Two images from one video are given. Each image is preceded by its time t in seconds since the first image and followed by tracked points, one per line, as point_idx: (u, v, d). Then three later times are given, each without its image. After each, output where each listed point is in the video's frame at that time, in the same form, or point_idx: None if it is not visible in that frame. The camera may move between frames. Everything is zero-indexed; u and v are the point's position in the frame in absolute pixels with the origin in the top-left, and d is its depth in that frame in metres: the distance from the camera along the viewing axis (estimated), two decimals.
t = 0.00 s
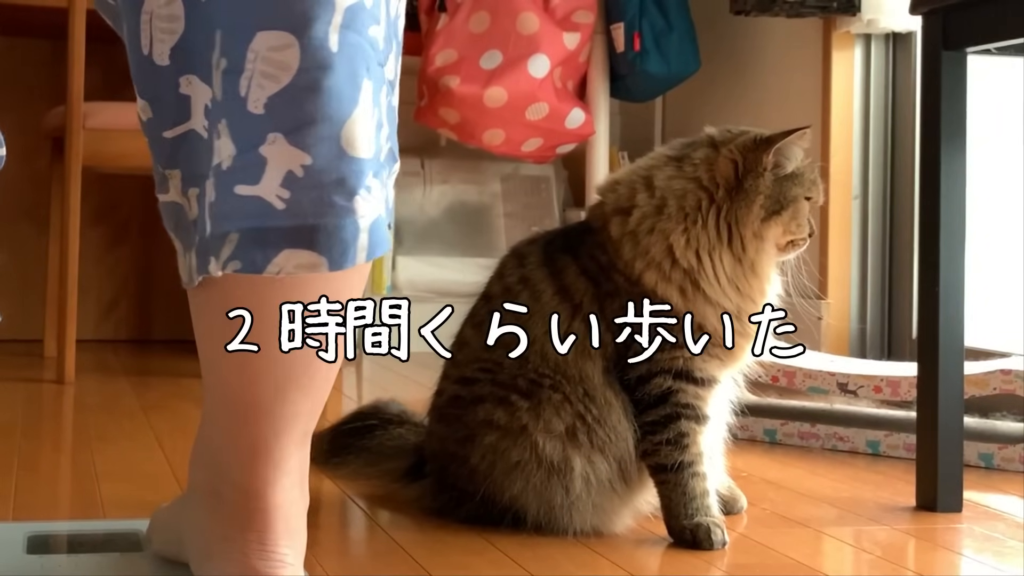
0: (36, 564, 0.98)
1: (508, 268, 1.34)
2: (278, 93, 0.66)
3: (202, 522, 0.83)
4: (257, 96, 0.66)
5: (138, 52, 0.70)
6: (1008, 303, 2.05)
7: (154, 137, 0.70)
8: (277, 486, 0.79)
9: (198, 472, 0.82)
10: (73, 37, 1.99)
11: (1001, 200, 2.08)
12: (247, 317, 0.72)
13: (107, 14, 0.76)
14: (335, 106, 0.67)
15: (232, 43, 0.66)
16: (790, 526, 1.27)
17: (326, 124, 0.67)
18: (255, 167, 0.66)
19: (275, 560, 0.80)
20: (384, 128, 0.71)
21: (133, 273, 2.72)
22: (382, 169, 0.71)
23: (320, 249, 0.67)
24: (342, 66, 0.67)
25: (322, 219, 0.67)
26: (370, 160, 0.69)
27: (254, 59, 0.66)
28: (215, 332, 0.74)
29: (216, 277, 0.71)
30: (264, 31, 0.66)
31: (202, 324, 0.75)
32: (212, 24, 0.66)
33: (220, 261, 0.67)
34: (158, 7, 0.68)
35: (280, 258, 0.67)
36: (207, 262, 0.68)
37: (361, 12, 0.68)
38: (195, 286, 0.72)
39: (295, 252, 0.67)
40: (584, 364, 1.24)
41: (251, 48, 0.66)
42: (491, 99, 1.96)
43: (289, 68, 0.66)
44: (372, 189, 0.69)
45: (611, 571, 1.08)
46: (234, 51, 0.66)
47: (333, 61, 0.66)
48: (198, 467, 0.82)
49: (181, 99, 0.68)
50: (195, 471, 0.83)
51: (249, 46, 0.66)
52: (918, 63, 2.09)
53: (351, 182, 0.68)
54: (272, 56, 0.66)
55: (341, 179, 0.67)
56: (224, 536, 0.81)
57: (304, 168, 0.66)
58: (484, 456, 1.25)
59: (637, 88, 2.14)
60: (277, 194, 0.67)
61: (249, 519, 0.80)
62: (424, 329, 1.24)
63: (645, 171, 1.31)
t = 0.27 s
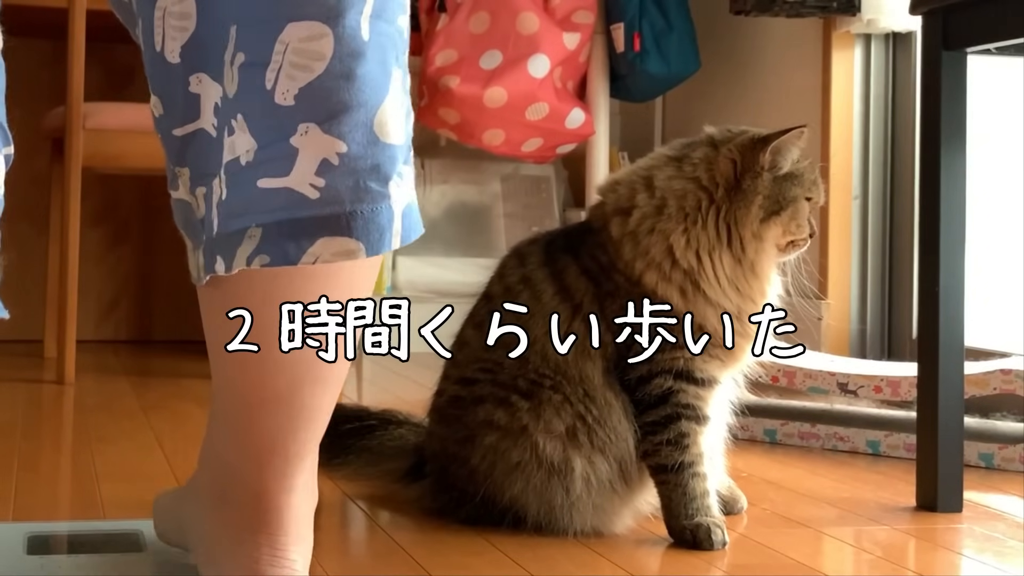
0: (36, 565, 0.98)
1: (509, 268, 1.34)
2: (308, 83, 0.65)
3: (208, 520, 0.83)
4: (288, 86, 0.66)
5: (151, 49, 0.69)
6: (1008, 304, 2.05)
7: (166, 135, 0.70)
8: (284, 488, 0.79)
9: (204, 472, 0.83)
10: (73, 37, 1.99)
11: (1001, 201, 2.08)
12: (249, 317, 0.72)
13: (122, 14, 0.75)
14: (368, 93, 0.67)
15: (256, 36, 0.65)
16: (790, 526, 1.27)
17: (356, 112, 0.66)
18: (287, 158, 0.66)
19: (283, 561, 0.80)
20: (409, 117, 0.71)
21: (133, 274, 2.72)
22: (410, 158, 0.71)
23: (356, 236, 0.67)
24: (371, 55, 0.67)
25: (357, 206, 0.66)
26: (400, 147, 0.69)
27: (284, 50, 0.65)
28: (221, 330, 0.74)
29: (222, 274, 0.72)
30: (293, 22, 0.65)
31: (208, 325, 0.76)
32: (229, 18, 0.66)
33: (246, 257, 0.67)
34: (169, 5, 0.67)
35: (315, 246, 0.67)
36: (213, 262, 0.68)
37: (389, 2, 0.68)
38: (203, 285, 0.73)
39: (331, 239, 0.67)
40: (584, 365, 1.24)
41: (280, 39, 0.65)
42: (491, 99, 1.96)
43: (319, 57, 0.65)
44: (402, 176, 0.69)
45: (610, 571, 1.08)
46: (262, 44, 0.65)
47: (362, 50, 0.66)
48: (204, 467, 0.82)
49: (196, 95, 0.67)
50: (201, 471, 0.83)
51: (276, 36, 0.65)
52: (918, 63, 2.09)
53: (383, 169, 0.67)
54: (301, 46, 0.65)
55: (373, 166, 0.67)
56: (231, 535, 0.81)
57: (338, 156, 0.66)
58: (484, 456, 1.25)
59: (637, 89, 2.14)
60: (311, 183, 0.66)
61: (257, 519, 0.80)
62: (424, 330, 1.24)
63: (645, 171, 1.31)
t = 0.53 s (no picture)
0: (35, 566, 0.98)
1: (509, 269, 1.34)
2: (330, 84, 0.66)
3: (205, 522, 0.83)
4: (309, 87, 0.66)
5: (168, 49, 0.70)
6: (1008, 303, 2.05)
7: (179, 135, 0.70)
8: (283, 488, 0.79)
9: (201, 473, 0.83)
10: (72, 38, 1.99)
11: (1001, 200, 2.07)
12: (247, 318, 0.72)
13: (132, 16, 0.76)
14: (388, 94, 0.66)
15: (278, 36, 0.66)
16: (791, 527, 1.27)
17: (377, 112, 0.66)
18: (305, 157, 0.66)
19: (281, 561, 0.80)
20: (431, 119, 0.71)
21: (133, 274, 2.72)
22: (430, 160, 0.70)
23: (374, 235, 0.66)
24: (392, 56, 0.67)
25: (375, 205, 0.66)
26: (421, 148, 0.68)
27: (305, 51, 0.66)
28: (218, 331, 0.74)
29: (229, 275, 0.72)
30: (315, 24, 0.66)
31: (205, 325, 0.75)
32: (251, 18, 0.66)
33: (265, 253, 0.66)
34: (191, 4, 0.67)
35: (332, 245, 0.66)
36: (229, 259, 0.68)
37: (412, 4, 0.68)
38: (210, 284, 0.73)
39: (349, 238, 0.66)
40: (583, 366, 1.24)
41: (302, 39, 0.66)
42: (491, 100, 1.96)
43: (340, 58, 0.66)
44: (422, 177, 0.68)
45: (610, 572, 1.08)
46: (283, 44, 0.66)
47: (384, 51, 0.66)
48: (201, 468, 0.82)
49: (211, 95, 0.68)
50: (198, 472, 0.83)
51: (299, 37, 0.66)
52: (918, 63, 2.09)
53: (402, 169, 0.67)
54: (323, 47, 0.66)
55: (393, 165, 0.66)
56: (229, 535, 0.81)
57: (358, 156, 0.66)
58: (484, 457, 1.25)
59: (637, 89, 2.14)
60: (331, 181, 0.66)
61: (255, 518, 0.80)
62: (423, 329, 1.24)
63: (644, 172, 1.31)
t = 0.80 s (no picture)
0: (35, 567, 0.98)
1: (509, 270, 1.34)
2: (322, 84, 0.65)
3: (202, 524, 0.83)
4: (301, 87, 0.66)
5: (174, 52, 0.71)
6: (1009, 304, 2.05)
7: (182, 138, 0.72)
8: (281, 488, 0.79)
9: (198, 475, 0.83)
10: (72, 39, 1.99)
11: (1002, 201, 2.08)
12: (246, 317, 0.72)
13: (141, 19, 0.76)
14: (377, 93, 0.65)
15: (265, 40, 0.66)
16: (791, 527, 1.27)
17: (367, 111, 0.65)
18: (298, 156, 0.66)
19: (280, 560, 0.80)
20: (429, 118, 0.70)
21: (133, 275, 2.72)
22: (428, 156, 0.69)
23: (364, 228, 0.65)
24: (383, 57, 0.66)
25: (364, 198, 0.65)
26: (413, 144, 0.67)
27: (299, 53, 0.65)
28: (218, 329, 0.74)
29: (222, 276, 0.72)
30: (309, 26, 0.65)
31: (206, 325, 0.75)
32: (243, 24, 0.66)
33: (258, 251, 0.66)
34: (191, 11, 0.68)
35: (323, 238, 0.66)
36: (218, 262, 0.68)
37: (403, 5, 0.67)
38: (205, 285, 0.73)
39: (341, 231, 0.65)
40: (583, 367, 1.24)
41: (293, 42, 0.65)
42: (491, 101, 1.96)
43: (332, 59, 0.65)
44: (417, 173, 0.67)
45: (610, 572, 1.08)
46: (274, 47, 0.66)
47: (374, 50, 0.65)
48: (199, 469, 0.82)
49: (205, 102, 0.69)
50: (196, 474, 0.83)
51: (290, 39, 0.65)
52: (918, 63, 2.09)
53: (393, 165, 0.65)
54: (314, 49, 0.65)
55: (383, 161, 0.65)
56: (227, 537, 0.81)
57: (348, 153, 0.65)
58: (484, 457, 1.25)
59: (637, 90, 2.14)
60: (321, 178, 0.65)
61: (254, 519, 0.79)
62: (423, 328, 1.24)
63: (644, 173, 1.31)
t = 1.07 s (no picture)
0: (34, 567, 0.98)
1: (509, 270, 1.34)
2: (339, 86, 0.65)
3: (201, 525, 0.83)
4: (320, 88, 0.65)
5: (185, 63, 0.71)
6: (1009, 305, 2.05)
7: (185, 146, 0.72)
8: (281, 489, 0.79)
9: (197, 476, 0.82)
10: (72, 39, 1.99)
11: (1002, 201, 2.08)
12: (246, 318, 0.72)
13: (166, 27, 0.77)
14: (392, 94, 0.65)
15: (283, 46, 0.66)
16: (791, 527, 1.27)
17: (381, 110, 0.65)
18: (312, 152, 0.65)
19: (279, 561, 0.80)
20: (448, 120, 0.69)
21: (134, 275, 2.72)
22: (444, 158, 0.68)
23: (373, 219, 0.65)
24: (399, 62, 0.65)
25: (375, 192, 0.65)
26: (426, 144, 0.66)
27: (317, 57, 0.65)
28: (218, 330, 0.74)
29: (219, 278, 0.72)
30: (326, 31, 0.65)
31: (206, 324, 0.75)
32: (256, 32, 0.67)
33: (267, 245, 0.67)
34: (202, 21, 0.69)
35: (333, 229, 0.66)
36: (217, 262, 0.69)
37: (422, 16, 0.67)
38: (201, 288, 0.73)
39: (352, 222, 0.65)
40: (584, 367, 1.24)
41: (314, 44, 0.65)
42: (491, 101, 1.96)
43: (348, 63, 0.65)
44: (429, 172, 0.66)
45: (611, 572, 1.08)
46: (293, 53, 0.66)
47: (389, 54, 0.65)
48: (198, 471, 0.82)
49: (207, 111, 0.69)
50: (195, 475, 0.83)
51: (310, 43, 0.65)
52: (918, 63, 2.09)
53: (404, 162, 0.65)
54: (332, 52, 0.65)
55: (396, 158, 0.65)
56: (226, 538, 0.80)
57: (361, 148, 0.65)
58: (484, 458, 1.25)
59: (637, 90, 2.14)
60: (336, 171, 0.65)
61: (253, 520, 0.79)
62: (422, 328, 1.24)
63: (644, 173, 1.31)
